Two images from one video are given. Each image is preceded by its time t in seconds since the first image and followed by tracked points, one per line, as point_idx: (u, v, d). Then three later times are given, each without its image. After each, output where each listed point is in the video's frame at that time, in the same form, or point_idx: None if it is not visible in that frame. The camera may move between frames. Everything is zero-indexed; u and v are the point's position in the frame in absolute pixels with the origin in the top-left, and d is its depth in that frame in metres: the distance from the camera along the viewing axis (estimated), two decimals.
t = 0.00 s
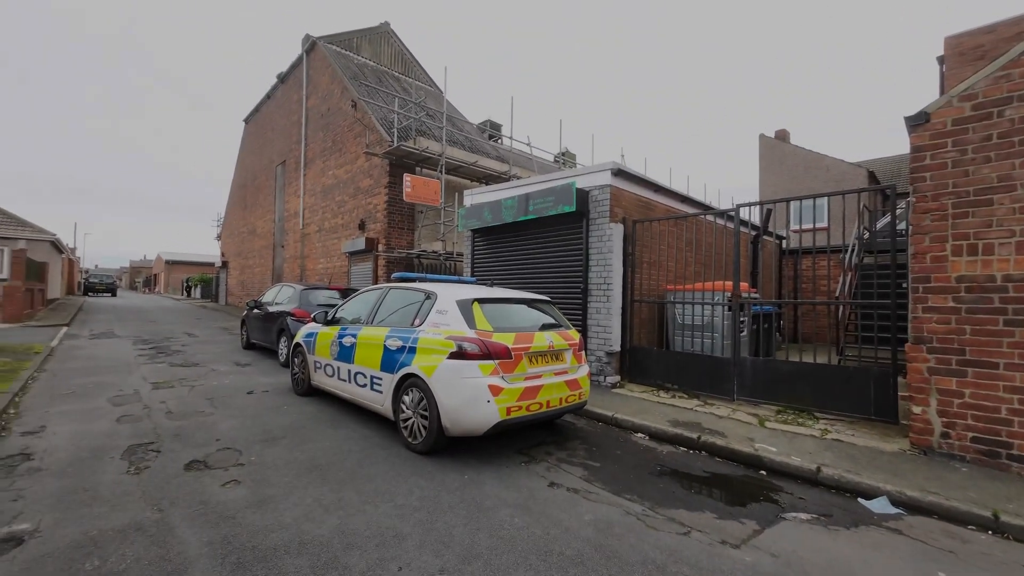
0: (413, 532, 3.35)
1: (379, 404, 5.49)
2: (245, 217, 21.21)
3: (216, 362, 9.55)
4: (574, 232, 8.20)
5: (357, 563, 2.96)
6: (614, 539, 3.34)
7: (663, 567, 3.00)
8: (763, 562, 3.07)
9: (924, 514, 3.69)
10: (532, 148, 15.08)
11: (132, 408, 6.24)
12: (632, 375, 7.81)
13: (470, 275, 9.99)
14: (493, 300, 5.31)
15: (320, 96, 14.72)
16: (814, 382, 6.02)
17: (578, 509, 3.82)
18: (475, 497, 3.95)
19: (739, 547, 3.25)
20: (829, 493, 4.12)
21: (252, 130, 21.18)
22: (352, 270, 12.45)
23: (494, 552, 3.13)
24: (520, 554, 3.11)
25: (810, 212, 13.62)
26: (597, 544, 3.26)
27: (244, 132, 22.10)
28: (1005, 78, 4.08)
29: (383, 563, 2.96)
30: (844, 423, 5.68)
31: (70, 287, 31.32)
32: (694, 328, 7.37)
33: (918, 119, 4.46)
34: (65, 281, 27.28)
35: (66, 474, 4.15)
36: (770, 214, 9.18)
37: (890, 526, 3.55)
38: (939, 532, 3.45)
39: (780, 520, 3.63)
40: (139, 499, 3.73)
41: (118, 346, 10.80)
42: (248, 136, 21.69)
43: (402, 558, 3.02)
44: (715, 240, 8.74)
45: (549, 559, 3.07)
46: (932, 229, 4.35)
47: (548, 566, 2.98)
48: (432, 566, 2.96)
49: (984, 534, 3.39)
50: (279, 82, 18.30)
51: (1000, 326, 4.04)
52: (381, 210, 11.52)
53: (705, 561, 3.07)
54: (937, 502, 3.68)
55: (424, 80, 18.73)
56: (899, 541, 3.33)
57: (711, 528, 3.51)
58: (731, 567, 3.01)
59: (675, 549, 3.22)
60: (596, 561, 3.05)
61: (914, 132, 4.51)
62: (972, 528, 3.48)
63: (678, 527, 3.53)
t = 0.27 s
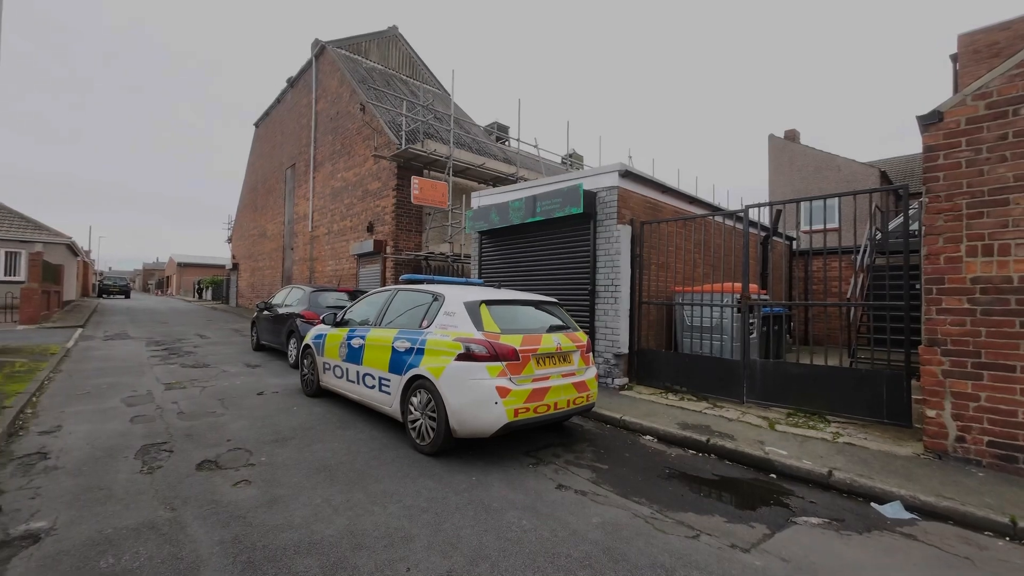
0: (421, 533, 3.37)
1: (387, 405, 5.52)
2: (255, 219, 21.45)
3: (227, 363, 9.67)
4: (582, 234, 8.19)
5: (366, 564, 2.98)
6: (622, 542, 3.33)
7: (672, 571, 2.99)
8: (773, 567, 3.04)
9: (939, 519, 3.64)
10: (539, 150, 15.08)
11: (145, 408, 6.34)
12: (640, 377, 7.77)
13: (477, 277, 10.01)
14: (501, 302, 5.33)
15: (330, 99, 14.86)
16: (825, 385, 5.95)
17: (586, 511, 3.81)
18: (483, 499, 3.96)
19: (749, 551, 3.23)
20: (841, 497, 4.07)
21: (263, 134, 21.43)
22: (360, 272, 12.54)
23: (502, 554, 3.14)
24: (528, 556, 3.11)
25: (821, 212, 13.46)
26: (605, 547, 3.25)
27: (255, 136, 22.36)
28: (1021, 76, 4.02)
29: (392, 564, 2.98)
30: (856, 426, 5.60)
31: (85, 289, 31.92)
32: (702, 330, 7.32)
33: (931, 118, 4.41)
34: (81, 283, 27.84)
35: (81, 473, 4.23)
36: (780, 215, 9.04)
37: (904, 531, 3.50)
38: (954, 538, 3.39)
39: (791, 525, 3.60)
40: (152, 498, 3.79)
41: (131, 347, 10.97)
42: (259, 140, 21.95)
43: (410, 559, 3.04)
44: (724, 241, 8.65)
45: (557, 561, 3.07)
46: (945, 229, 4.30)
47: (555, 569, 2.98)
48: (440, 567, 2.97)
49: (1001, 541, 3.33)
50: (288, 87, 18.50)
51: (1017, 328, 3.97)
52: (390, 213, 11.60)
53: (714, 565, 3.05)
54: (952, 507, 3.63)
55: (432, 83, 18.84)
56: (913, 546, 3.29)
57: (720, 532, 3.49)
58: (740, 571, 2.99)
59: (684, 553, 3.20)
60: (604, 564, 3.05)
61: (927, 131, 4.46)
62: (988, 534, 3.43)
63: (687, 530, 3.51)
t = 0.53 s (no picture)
0: (431, 534, 3.39)
1: (397, 406, 5.56)
2: (268, 222, 21.74)
3: (241, 364, 9.82)
4: (591, 236, 8.17)
5: (377, 564, 3.01)
6: (633, 545, 3.32)
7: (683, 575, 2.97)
8: (787, 572, 3.01)
9: (959, 526, 3.56)
10: (548, 152, 15.08)
11: (162, 408, 6.47)
12: (651, 379, 7.72)
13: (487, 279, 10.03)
14: (510, 303, 5.34)
15: (341, 103, 15.03)
16: (839, 388, 5.86)
17: (596, 514, 3.80)
18: (493, 500, 3.98)
19: (762, 556, 3.20)
20: (857, 503, 4.01)
21: (276, 138, 21.72)
22: (371, 274, 12.65)
23: (512, 555, 3.15)
24: (538, 558, 3.12)
25: (835, 213, 13.24)
26: (615, 550, 3.24)
27: (268, 140, 22.67)
28: None
29: (403, 564, 3.01)
30: (872, 430, 5.51)
31: (104, 290, 32.61)
32: (714, 332, 7.25)
33: (948, 116, 4.33)
34: (99, 285, 28.44)
35: (100, 471, 4.33)
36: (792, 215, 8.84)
37: (922, 538, 3.44)
38: (974, 545, 3.33)
39: (805, 530, 3.56)
40: (167, 496, 3.87)
41: (147, 348, 11.17)
42: (272, 144, 22.26)
43: (421, 559, 3.07)
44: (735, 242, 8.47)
45: (567, 563, 3.07)
46: (964, 230, 4.21)
47: (565, 571, 2.98)
48: (450, 568, 2.99)
49: None
50: (301, 91, 18.74)
51: None
52: (400, 215, 11.69)
53: (726, 569, 3.03)
54: (972, 514, 3.56)
55: (442, 86, 18.96)
56: (930, 553, 3.23)
57: (732, 536, 3.46)
58: None
59: (696, 557, 3.18)
60: (614, 567, 3.04)
61: (944, 130, 4.38)
62: (1011, 542, 3.35)
63: (698, 534, 3.49)
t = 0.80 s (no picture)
0: (443, 534, 3.41)
1: (411, 407, 5.60)
2: (285, 225, 22.10)
3: (258, 364, 10.00)
4: (605, 237, 8.12)
5: (390, 563, 3.04)
6: (647, 549, 3.29)
7: None
8: None
9: (986, 536, 3.46)
10: (561, 153, 15.06)
11: (182, 407, 6.61)
12: (665, 382, 7.63)
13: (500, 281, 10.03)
14: (523, 305, 5.34)
15: (356, 107, 15.22)
16: (859, 392, 5.72)
17: (609, 517, 3.78)
18: (505, 502, 3.98)
19: (779, 563, 3.15)
20: (879, 510, 3.92)
21: (292, 142, 22.09)
22: (385, 276, 12.78)
23: (525, 557, 3.15)
24: (551, 561, 3.11)
25: (854, 213, 12.95)
26: (629, 554, 3.22)
27: (285, 144, 23.07)
28: None
29: (416, 564, 3.03)
30: (894, 436, 5.37)
31: (126, 292, 33.44)
32: (729, 334, 7.14)
33: (973, 113, 4.22)
34: (122, 286, 29.19)
35: (122, 468, 4.45)
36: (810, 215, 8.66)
37: (946, 547, 3.35)
38: (1002, 555, 3.23)
39: (824, 536, 3.49)
40: (187, 494, 3.96)
41: (168, 348, 11.43)
42: (289, 148, 22.64)
43: (434, 559, 3.09)
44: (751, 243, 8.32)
45: (580, 567, 3.06)
46: (990, 230, 4.10)
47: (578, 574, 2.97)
48: (463, 568, 3.01)
49: None
50: (316, 96, 19.03)
51: None
52: (413, 217, 11.79)
53: None
54: (1001, 523, 3.45)
55: (455, 89, 19.09)
56: (955, 563, 3.14)
57: (749, 542, 3.41)
58: None
59: (711, 562, 3.14)
60: (628, 571, 3.02)
61: (969, 128, 4.27)
62: None
63: (714, 539, 3.44)
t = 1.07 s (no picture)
0: (459, 535, 3.42)
1: (427, 408, 5.63)
2: (305, 228, 22.51)
3: (279, 364, 10.23)
4: (621, 239, 8.04)
5: (406, 563, 3.07)
6: (663, 555, 3.25)
7: None
8: None
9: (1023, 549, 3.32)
10: (576, 154, 15.01)
11: (206, 406, 6.78)
12: (683, 386, 7.50)
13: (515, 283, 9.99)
14: (538, 307, 5.33)
15: (373, 112, 15.44)
16: (885, 397, 5.54)
17: (626, 521, 3.74)
18: (521, 504, 3.98)
19: (802, 572, 3.07)
20: (908, 520, 3.79)
21: (312, 147, 22.51)
22: (402, 277, 12.91)
23: (540, 560, 3.14)
24: (567, 564, 3.10)
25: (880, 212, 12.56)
26: (646, 560, 3.18)
27: (305, 149, 23.52)
28: None
29: (431, 565, 3.05)
30: (922, 443, 5.19)
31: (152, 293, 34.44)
32: (749, 337, 6.99)
33: (1007, 109, 4.06)
34: (148, 288, 30.09)
35: (148, 464, 4.58)
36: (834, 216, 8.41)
37: (980, 559, 3.22)
38: None
39: (848, 546, 3.39)
40: (211, 490, 4.06)
41: (193, 349, 11.73)
42: (308, 153, 23.08)
43: (449, 560, 3.11)
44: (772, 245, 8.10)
45: (596, 572, 3.04)
46: None
47: None
48: (479, 570, 3.01)
49: None
50: (335, 101, 19.35)
51: None
52: (430, 220, 11.89)
53: None
54: None
55: (471, 92, 19.21)
56: None
57: (770, 550, 3.34)
58: None
59: (730, 570, 3.08)
60: None
61: (1003, 124, 4.12)
62: None
63: (733, 546, 3.37)
